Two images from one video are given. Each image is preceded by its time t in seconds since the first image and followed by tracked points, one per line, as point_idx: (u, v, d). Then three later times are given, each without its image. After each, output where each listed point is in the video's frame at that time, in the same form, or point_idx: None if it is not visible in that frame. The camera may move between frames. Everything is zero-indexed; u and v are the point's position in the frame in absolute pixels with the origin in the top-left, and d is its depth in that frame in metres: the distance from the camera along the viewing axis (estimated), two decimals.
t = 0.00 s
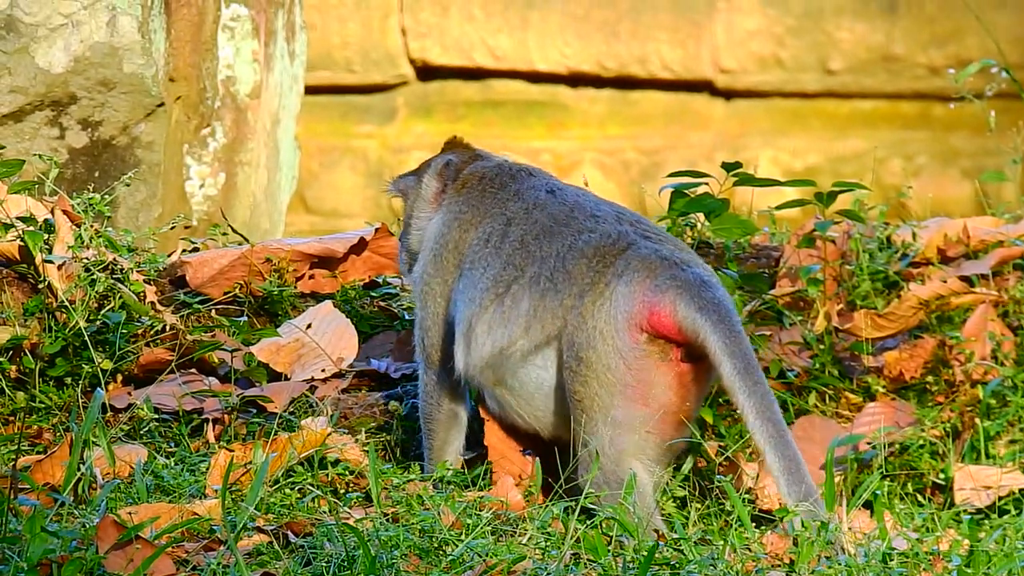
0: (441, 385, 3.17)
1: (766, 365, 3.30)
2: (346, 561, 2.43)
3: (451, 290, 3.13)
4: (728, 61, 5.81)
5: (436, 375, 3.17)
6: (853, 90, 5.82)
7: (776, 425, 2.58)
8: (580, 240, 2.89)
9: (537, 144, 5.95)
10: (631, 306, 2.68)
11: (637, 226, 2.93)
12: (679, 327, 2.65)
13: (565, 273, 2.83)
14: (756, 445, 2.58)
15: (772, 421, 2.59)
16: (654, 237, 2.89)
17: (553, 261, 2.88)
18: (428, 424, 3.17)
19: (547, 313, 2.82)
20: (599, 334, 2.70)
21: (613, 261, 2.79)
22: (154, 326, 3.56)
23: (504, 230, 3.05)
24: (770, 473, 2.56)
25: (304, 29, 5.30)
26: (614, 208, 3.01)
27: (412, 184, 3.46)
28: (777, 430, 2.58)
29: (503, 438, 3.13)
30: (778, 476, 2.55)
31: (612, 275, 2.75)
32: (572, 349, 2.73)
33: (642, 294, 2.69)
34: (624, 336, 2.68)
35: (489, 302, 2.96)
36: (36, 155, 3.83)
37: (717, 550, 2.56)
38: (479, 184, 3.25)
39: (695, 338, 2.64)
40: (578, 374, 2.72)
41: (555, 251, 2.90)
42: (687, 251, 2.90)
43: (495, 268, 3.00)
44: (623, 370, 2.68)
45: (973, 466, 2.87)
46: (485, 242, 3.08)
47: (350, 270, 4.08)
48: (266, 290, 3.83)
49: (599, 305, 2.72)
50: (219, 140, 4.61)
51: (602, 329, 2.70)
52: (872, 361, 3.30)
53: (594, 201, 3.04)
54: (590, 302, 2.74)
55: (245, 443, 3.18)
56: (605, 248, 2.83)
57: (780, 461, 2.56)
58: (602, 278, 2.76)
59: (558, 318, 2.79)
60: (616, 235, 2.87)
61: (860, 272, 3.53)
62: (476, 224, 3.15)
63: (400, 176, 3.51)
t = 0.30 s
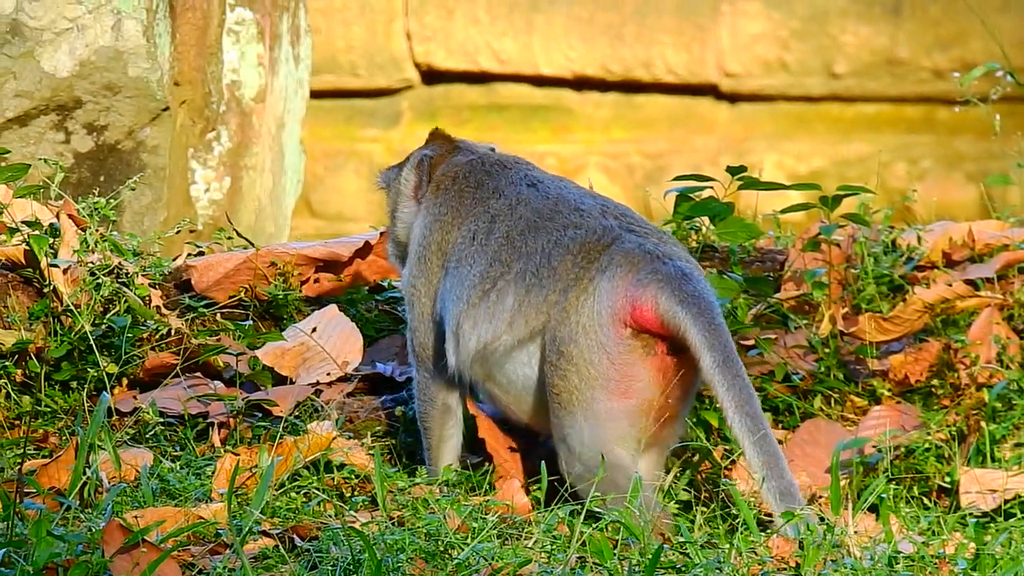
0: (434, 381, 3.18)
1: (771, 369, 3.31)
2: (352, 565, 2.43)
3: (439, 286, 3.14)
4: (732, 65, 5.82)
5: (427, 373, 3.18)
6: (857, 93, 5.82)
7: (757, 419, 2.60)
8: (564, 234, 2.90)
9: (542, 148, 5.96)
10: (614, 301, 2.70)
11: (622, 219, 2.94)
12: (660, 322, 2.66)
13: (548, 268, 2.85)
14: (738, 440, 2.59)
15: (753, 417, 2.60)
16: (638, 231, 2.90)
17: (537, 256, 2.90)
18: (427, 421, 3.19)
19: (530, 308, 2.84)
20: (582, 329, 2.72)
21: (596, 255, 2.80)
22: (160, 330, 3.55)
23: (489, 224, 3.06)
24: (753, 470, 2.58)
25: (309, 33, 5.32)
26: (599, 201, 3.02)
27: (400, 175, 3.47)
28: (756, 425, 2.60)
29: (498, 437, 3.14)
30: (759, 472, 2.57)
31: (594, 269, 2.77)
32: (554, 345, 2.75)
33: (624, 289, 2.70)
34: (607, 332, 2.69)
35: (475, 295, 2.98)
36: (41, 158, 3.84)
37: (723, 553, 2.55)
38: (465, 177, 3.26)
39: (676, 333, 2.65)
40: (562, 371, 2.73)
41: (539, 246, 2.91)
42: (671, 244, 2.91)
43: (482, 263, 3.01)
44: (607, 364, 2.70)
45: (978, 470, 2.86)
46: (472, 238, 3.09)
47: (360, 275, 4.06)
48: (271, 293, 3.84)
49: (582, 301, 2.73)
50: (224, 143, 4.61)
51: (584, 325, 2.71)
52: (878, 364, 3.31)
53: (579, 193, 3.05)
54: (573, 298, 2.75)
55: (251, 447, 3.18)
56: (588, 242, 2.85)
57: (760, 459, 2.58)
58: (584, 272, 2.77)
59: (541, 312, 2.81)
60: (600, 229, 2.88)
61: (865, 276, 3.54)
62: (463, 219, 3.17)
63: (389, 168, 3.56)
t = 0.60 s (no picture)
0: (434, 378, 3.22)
1: (776, 371, 3.30)
2: (356, 569, 2.43)
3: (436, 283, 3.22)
4: (736, 67, 5.81)
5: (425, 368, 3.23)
6: (861, 96, 5.81)
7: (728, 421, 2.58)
8: (554, 232, 2.95)
9: (546, 151, 5.96)
10: (594, 300, 2.76)
11: (614, 220, 2.99)
12: (637, 322, 2.71)
13: (532, 264, 2.91)
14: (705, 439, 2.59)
15: (724, 418, 2.59)
16: (629, 232, 2.94)
17: (524, 252, 2.95)
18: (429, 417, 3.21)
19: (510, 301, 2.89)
20: (556, 325, 2.79)
21: (581, 253, 2.86)
22: (163, 332, 3.55)
23: (484, 222, 3.12)
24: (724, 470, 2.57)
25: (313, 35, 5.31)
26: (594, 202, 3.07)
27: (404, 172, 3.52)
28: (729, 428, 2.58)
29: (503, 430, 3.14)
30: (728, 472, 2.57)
31: (578, 267, 2.83)
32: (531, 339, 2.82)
33: (603, 289, 2.76)
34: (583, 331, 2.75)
35: (468, 295, 3.03)
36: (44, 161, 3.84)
37: (726, 556, 2.53)
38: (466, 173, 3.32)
39: (652, 334, 2.70)
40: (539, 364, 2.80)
41: (527, 243, 2.97)
42: (663, 247, 2.94)
43: (474, 261, 3.07)
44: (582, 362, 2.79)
45: (983, 472, 2.84)
46: (466, 233, 3.16)
47: (365, 280, 4.04)
48: (275, 296, 3.84)
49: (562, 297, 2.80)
50: (228, 146, 4.61)
51: (561, 322, 2.79)
52: (882, 366, 3.30)
53: (575, 193, 3.09)
54: (552, 294, 2.82)
55: (254, 450, 3.17)
56: (575, 240, 2.90)
57: (730, 458, 2.57)
58: (568, 270, 2.83)
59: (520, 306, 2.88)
60: (590, 228, 2.93)
61: (870, 278, 3.52)
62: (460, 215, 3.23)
63: (389, 166, 3.63)
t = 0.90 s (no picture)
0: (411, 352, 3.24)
1: (779, 378, 3.28)
2: (362, 573, 2.43)
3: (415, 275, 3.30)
4: (740, 73, 5.82)
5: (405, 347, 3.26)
6: (865, 102, 5.81)
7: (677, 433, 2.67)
8: (517, 231, 3.05)
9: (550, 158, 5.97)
10: (547, 304, 2.85)
11: (578, 216, 3.07)
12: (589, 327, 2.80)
13: (496, 265, 3.01)
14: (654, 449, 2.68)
15: (675, 429, 2.69)
16: (591, 229, 3.02)
17: (489, 252, 3.05)
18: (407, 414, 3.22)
19: (477, 304, 3.01)
20: (517, 330, 2.88)
21: (539, 254, 2.95)
22: (168, 340, 3.55)
23: (456, 219, 3.22)
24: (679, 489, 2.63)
25: (317, 43, 5.32)
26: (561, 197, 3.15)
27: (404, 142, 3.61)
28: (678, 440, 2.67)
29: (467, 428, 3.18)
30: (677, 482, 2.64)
31: (534, 269, 2.92)
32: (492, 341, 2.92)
33: (557, 292, 2.85)
34: (538, 334, 2.84)
35: (442, 294, 3.13)
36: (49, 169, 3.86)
37: (731, 561, 2.51)
38: (446, 160, 3.39)
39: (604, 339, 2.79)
40: (501, 368, 2.91)
41: (491, 242, 3.07)
42: (625, 243, 3.02)
43: (447, 260, 3.16)
44: (538, 366, 2.86)
45: (987, 478, 2.84)
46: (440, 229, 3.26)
47: (372, 287, 4.07)
48: (279, 303, 3.85)
49: (520, 300, 2.89)
50: (231, 153, 4.62)
51: (520, 325, 2.87)
52: (885, 372, 3.27)
53: (544, 187, 3.17)
54: (511, 296, 2.92)
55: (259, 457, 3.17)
56: (536, 240, 2.99)
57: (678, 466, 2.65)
58: (525, 271, 2.93)
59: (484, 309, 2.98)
60: (552, 227, 3.02)
61: (873, 284, 3.52)
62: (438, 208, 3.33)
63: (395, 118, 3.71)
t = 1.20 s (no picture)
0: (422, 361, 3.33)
1: (783, 392, 3.28)
2: None
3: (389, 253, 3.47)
4: (743, 87, 5.86)
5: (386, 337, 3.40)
6: (868, 116, 5.83)
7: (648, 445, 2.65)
8: (486, 239, 3.06)
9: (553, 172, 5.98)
10: (519, 317, 2.85)
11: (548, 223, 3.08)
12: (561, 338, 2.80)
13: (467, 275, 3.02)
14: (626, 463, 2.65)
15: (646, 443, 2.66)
16: (559, 235, 3.04)
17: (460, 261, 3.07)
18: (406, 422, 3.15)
19: (449, 314, 3.01)
20: (490, 342, 2.87)
21: (509, 263, 2.96)
22: (171, 356, 3.57)
23: (426, 213, 3.29)
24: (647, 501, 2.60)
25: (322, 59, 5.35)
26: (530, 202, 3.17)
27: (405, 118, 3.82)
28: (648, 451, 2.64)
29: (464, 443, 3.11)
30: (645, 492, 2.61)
31: (504, 280, 2.93)
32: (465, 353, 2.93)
33: (528, 304, 2.85)
34: (512, 346, 2.84)
35: (415, 298, 3.15)
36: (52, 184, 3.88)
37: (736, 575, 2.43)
38: (426, 137, 3.56)
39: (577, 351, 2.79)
40: (475, 382, 2.89)
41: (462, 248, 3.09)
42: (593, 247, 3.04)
43: (418, 262, 3.19)
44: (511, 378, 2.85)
45: (991, 493, 2.82)
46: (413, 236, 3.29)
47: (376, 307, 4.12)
48: (282, 318, 3.87)
49: (490, 311, 2.90)
50: (234, 168, 4.61)
51: (492, 338, 2.87)
52: (889, 388, 3.26)
53: (511, 190, 3.19)
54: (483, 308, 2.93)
55: (262, 473, 3.12)
56: (507, 247, 3.01)
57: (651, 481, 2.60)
58: (496, 282, 2.93)
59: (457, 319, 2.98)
60: (521, 234, 3.04)
61: (876, 298, 3.52)
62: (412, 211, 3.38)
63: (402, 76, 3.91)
